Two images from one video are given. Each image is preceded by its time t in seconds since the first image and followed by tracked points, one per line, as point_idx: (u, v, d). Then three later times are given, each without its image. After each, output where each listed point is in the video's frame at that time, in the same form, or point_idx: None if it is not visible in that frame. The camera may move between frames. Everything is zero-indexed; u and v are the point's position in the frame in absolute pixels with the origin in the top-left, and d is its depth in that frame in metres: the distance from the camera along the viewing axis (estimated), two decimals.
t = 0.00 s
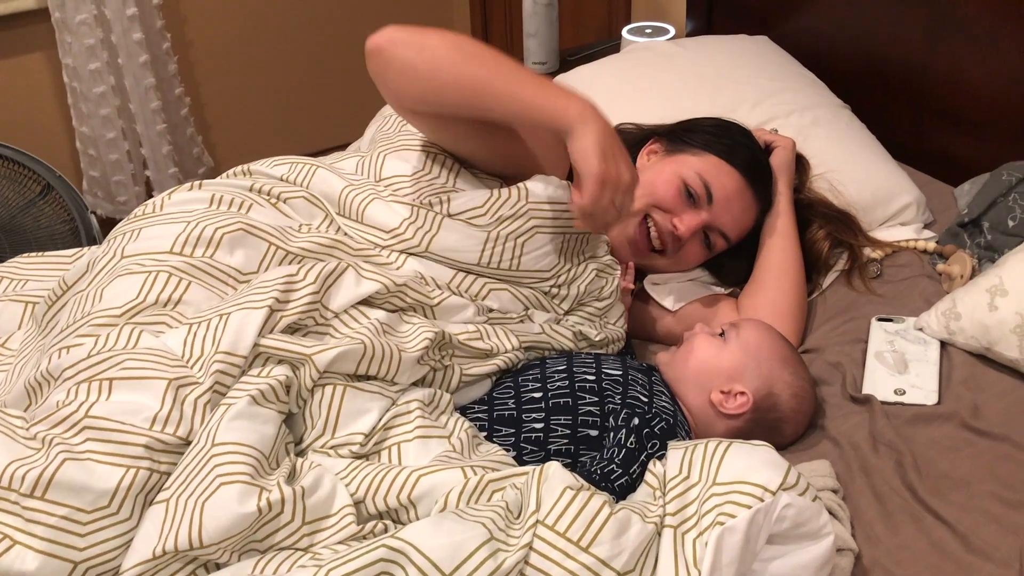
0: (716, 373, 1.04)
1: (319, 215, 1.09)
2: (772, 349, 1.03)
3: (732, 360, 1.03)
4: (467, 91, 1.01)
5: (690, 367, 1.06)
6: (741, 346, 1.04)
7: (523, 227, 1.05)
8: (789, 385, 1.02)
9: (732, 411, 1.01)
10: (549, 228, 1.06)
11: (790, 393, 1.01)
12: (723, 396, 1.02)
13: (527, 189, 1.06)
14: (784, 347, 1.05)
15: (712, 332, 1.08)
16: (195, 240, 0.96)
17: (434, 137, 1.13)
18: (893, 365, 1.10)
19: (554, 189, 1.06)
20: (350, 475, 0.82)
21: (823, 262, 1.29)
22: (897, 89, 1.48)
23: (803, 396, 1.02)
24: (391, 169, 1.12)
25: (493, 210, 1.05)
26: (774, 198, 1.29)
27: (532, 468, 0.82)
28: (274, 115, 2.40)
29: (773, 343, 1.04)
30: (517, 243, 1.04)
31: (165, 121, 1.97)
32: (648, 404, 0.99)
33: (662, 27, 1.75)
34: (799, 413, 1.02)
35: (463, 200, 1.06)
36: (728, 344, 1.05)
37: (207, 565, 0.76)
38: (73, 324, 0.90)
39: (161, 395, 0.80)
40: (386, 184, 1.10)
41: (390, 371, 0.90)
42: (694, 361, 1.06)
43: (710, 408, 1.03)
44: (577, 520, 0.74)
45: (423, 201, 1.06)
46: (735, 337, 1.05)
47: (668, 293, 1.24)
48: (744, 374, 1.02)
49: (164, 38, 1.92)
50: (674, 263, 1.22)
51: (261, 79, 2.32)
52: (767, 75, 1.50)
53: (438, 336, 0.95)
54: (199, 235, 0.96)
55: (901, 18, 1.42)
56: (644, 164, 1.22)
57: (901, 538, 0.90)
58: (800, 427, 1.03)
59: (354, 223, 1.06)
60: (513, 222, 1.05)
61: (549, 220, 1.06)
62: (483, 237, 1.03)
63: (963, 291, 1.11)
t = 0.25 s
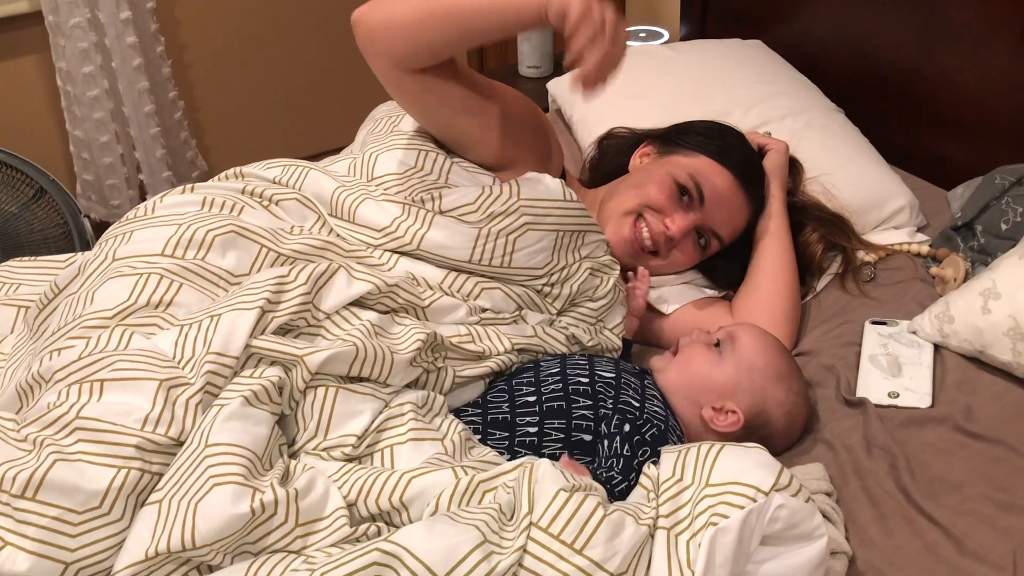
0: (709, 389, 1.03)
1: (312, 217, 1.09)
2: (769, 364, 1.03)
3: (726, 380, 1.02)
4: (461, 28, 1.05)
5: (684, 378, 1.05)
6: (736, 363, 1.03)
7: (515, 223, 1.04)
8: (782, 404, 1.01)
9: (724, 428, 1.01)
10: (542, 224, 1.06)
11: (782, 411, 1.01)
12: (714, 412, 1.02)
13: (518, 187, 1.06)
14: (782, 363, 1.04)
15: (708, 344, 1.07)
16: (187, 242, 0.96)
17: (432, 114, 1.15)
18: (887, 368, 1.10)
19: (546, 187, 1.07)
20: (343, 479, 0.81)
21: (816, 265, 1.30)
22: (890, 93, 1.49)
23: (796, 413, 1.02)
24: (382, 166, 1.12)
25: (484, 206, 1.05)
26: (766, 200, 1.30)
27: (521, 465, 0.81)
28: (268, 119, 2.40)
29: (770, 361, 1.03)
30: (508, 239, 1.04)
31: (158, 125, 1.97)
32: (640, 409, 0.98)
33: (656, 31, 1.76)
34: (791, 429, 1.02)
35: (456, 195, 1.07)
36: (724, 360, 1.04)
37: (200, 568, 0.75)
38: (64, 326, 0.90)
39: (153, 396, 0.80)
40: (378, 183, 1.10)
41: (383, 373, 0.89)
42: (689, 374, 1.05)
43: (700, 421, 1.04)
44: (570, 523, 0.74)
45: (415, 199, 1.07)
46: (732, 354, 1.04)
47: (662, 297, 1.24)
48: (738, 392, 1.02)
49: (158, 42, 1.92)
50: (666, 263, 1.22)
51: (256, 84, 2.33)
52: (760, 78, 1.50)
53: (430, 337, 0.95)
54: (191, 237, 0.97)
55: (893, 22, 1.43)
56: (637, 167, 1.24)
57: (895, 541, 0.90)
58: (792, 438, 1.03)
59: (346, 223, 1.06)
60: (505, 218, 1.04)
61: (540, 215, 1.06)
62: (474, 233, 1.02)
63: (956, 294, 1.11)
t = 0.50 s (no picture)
0: (701, 396, 1.03)
1: (302, 219, 1.09)
2: (761, 372, 1.03)
3: (717, 389, 1.02)
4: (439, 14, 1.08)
5: (676, 384, 1.05)
6: (729, 370, 1.03)
7: (503, 222, 1.04)
8: (773, 412, 1.01)
9: (715, 436, 1.01)
10: (530, 223, 1.06)
11: (774, 420, 1.01)
12: (705, 420, 1.02)
13: (508, 187, 1.07)
14: (775, 373, 1.04)
15: (701, 348, 1.07)
16: (177, 246, 0.97)
17: (422, 116, 1.16)
18: (878, 371, 1.10)
19: (536, 185, 1.09)
20: (332, 484, 0.81)
21: (807, 268, 1.31)
22: (882, 97, 1.49)
23: (787, 421, 1.02)
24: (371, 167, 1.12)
25: (472, 205, 1.05)
26: (757, 203, 1.30)
27: (508, 465, 0.82)
28: (262, 122, 2.40)
29: (762, 368, 1.03)
30: (497, 238, 1.04)
31: (151, 128, 1.97)
32: (630, 414, 0.98)
33: (649, 35, 1.76)
34: (782, 435, 1.02)
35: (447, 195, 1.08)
36: (716, 367, 1.04)
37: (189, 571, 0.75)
38: (54, 331, 0.90)
39: (142, 400, 0.80)
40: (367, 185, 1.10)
41: (373, 377, 0.90)
42: (680, 380, 1.05)
43: (691, 427, 1.04)
44: (559, 525, 0.74)
45: (405, 199, 1.08)
46: (725, 360, 1.04)
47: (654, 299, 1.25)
48: (729, 400, 1.02)
49: (151, 45, 1.92)
50: (658, 267, 1.22)
51: (250, 86, 2.33)
52: (752, 82, 1.50)
53: (421, 340, 0.95)
54: (181, 241, 0.97)
55: (884, 26, 1.43)
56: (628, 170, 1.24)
57: (885, 544, 0.90)
58: (783, 444, 1.03)
59: (337, 226, 1.06)
60: (493, 217, 1.04)
61: (528, 214, 1.06)
62: (462, 233, 1.02)
63: (947, 298, 1.11)
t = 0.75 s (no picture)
0: (697, 400, 1.03)
1: (295, 221, 1.10)
2: (759, 377, 1.03)
3: (714, 392, 1.02)
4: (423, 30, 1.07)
5: (672, 387, 1.05)
6: (726, 374, 1.03)
7: (495, 224, 1.05)
8: (769, 417, 1.01)
9: (710, 442, 1.02)
10: (522, 225, 1.06)
11: (769, 424, 1.01)
12: (700, 424, 1.03)
13: (498, 189, 1.08)
14: (772, 378, 1.04)
15: (698, 351, 1.07)
16: (171, 249, 0.97)
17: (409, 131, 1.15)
18: (872, 374, 1.11)
19: (525, 186, 1.09)
20: (326, 488, 0.81)
21: (802, 271, 1.31)
22: (876, 100, 1.50)
23: (782, 426, 1.02)
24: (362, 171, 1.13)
25: (464, 208, 1.06)
26: (752, 206, 1.31)
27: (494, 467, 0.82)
28: (259, 124, 2.40)
29: (759, 374, 1.03)
30: (489, 241, 1.05)
31: (147, 130, 1.97)
32: (624, 415, 0.99)
33: (644, 37, 1.76)
34: (778, 439, 1.02)
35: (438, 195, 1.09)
36: (713, 370, 1.04)
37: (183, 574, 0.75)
38: (49, 334, 0.90)
39: (136, 403, 0.80)
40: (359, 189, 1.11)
41: (368, 380, 0.90)
42: (676, 385, 1.05)
43: (686, 430, 1.04)
44: (553, 530, 0.74)
45: (396, 204, 1.09)
46: (722, 364, 1.04)
47: (649, 302, 1.25)
48: (725, 405, 1.02)
49: (147, 47, 1.92)
50: (654, 271, 1.23)
51: (246, 88, 2.33)
52: (747, 85, 1.51)
53: (415, 342, 0.95)
54: (174, 243, 0.97)
55: (879, 29, 1.44)
56: (623, 173, 1.25)
57: (879, 547, 0.90)
58: (779, 446, 1.03)
59: (328, 229, 1.06)
60: (485, 220, 1.05)
61: (520, 216, 1.06)
62: (453, 237, 1.03)
63: (941, 301, 1.12)
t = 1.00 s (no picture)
0: (698, 403, 1.03)
1: (294, 221, 1.09)
2: (759, 380, 1.03)
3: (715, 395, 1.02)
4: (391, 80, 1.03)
5: (672, 391, 1.05)
6: (728, 376, 1.03)
7: (492, 223, 1.05)
8: (769, 420, 1.02)
9: (711, 443, 1.01)
10: (519, 224, 1.06)
11: (770, 427, 1.01)
12: (702, 426, 1.02)
13: (494, 186, 1.07)
14: (772, 381, 1.04)
15: (698, 354, 1.06)
16: (171, 248, 0.97)
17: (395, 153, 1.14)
18: (872, 375, 1.11)
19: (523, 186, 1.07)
20: (327, 487, 0.81)
21: (802, 272, 1.31)
22: (876, 101, 1.50)
23: (782, 429, 1.02)
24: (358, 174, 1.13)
25: (461, 207, 1.06)
26: (752, 207, 1.31)
27: (509, 474, 0.81)
28: (258, 124, 2.40)
29: (760, 376, 1.03)
30: (486, 240, 1.05)
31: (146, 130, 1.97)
32: (624, 417, 0.99)
33: (644, 39, 1.77)
34: (778, 443, 1.02)
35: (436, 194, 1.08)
36: (714, 373, 1.04)
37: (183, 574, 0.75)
38: (48, 333, 0.90)
39: (136, 402, 0.80)
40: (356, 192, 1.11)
41: (367, 378, 0.90)
42: (676, 388, 1.04)
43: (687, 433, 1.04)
44: (556, 533, 0.74)
45: (392, 203, 1.09)
46: (723, 366, 1.04)
47: (648, 303, 1.25)
48: (726, 407, 1.02)
49: (147, 47, 1.92)
50: (653, 274, 1.23)
51: (246, 89, 2.33)
52: (747, 86, 1.51)
53: (414, 341, 0.95)
54: (174, 243, 0.97)
55: (879, 31, 1.44)
56: (623, 174, 1.25)
57: (879, 548, 0.90)
58: (778, 449, 1.03)
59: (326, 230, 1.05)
60: (482, 219, 1.05)
61: (517, 215, 1.06)
62: (450, 237, 1.04)
63: (941, 302, 1.12)
